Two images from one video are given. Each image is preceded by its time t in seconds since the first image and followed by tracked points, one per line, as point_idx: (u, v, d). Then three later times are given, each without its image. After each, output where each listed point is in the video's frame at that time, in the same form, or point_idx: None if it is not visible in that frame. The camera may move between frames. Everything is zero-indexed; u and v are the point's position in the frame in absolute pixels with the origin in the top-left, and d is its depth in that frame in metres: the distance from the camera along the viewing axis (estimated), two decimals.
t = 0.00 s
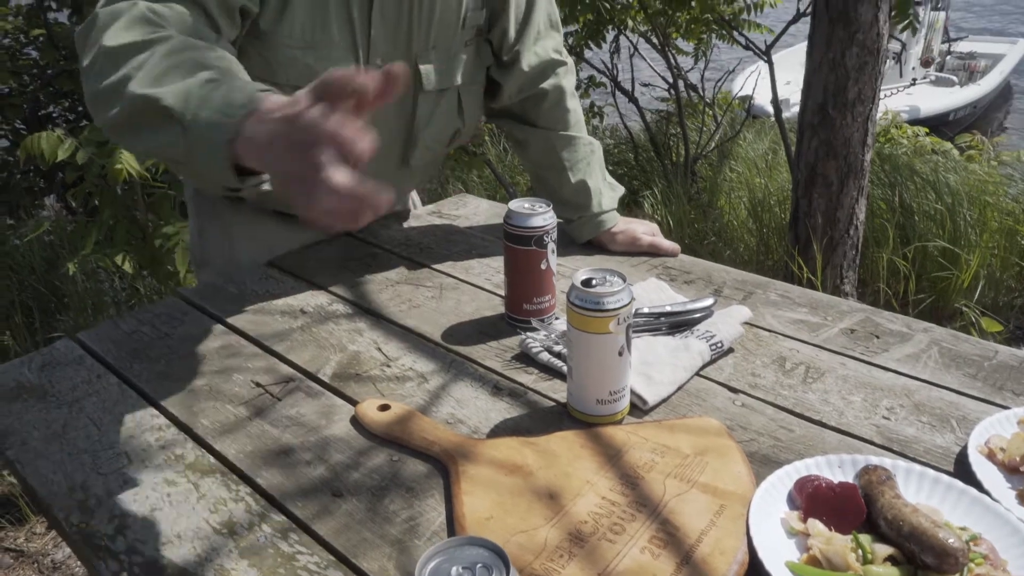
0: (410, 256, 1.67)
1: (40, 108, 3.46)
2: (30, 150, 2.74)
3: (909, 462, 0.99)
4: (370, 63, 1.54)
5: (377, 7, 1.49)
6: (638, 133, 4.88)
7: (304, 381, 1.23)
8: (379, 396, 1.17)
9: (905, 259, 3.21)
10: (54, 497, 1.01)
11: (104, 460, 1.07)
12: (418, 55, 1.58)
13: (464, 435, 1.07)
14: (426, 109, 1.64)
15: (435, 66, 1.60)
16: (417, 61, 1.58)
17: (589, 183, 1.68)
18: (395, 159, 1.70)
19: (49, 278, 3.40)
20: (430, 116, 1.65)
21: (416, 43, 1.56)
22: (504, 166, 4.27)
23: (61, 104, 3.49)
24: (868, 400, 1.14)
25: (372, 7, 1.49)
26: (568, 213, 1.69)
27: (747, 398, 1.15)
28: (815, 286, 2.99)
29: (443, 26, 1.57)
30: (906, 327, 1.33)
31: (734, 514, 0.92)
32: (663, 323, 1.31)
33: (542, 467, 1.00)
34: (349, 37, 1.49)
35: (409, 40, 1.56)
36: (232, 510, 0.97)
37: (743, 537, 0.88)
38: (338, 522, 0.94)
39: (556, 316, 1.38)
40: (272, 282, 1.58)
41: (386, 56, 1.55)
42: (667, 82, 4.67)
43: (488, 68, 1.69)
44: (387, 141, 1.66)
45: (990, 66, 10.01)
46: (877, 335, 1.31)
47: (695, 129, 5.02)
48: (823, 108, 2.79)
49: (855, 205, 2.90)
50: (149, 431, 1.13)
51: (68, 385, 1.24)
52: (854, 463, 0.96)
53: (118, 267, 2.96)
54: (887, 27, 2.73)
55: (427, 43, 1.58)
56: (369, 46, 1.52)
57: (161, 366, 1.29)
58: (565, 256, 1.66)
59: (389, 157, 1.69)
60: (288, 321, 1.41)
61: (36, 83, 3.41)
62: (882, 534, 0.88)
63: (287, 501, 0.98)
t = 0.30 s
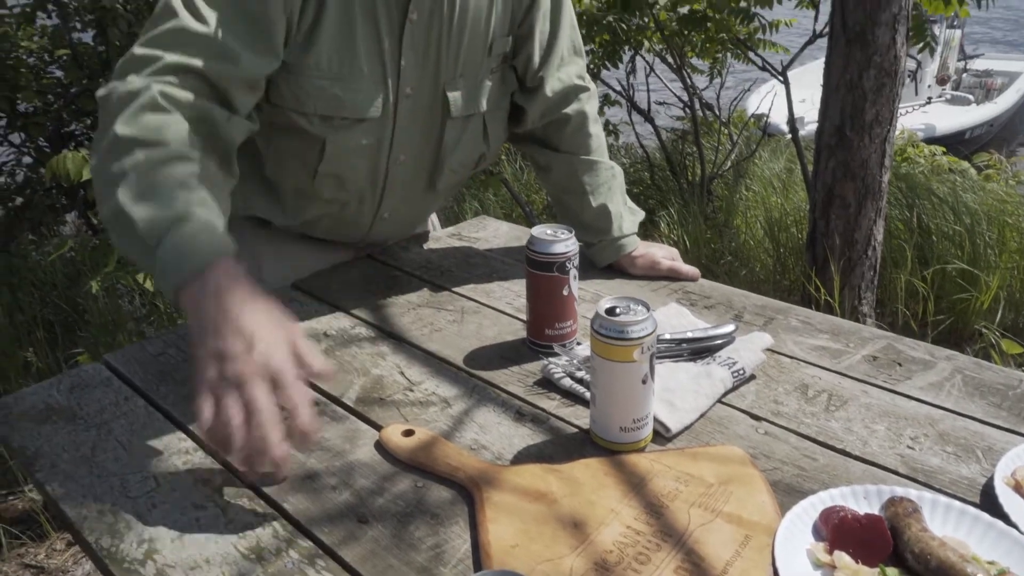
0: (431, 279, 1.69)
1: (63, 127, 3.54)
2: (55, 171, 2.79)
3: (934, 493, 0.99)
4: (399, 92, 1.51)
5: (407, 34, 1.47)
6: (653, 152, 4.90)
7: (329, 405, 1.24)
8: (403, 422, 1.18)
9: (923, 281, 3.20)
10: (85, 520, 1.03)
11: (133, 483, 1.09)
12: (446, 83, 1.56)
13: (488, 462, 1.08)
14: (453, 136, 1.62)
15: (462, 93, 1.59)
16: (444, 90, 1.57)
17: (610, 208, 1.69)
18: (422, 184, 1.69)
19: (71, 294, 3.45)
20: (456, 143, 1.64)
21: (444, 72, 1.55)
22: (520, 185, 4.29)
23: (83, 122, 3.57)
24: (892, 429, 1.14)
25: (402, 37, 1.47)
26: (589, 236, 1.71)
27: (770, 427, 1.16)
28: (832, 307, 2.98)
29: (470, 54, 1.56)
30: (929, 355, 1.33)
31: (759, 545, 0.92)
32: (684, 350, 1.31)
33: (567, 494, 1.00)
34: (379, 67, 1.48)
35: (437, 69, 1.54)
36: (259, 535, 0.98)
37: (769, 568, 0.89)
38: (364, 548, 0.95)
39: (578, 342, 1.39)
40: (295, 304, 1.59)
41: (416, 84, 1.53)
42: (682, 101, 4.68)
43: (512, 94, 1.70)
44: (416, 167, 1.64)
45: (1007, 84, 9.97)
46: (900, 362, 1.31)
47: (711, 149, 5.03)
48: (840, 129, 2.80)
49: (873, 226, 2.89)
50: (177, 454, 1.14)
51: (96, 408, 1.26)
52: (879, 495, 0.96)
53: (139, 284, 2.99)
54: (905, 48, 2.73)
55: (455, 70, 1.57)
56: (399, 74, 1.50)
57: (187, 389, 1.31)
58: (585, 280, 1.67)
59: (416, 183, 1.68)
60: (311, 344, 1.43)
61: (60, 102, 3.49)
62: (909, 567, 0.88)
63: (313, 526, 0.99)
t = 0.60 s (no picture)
0: (450, 296, 1.70)
1: (84, 141, 3.59)
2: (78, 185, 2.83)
3: (956, 516, 0.99)
4: (414, 122, 1.53)
5: (421, 65, 1.49)
6: (668, 166, 4.90)
7: (349, 421, 1.25)
8: (423, 438, 1.19)
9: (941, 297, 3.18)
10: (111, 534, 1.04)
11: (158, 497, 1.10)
12: (460, 111, 1.58)
13: (508, 480, 1.08)
14: (467, 162, 1.64)
15: (476, 120, 1.61)
16: (459, 118, 1.58)
17: (627, 227, 1.70)
18: (437, 209, 1.70)
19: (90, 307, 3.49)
20: (471, 169, 1.65)
21: (457, 101, 1.57)
22: (535, 199, 4.30)
23: (103, 136, 3.62)
24: (913, 450, 1.13)
25: (416, 68, 1.49)
26: (607, 255, 1.72)
27: (790, 446, 1.15)
28: (849, 323, 2.96)
29: (484, 81, 1.58)
30: (949, 375, 1.33)
31: (781, 566, 0.92)
32: (704, 368, 1.31)
33: (587, 513, 1.00)
34: (394, 97, 1.49)
35: (451, 98, 1.56)
36: (281, 552, 1.00)
37: None
38: (385, 564, 0.96)
39: (596, 359, 1.39)
40: (315, 320, 1.61)
41: (430, 112, 1.54)
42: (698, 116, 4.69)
43: (526, 116, 1.73)
44: (432, 192, 1.66)
45: None
46: (920, 383, 1.30)
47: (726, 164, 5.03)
48: (857, 145, 2.80)
49: (890, 243, 2.88)
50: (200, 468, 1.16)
51: (121, 422, 1.28)
52: (900, 517, 0.96)
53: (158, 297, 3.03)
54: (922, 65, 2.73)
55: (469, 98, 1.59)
56: (414, 105, 1.51)
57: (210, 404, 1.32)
58: (603, 297, 1.68)
59: (431, 208, 1.69)
60: (332, 360, 1.44)
61: (81, 116, 3.53)
62: None
63: (335, 543, 1.00)
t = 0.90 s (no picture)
0: (463, 312, 1.71)
1: (100, 151, 3.62)
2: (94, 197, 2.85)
3: (971, 539, 0.98)
4: (419, 143, 1.54)
5: (428, 87, 1.50)
6: (679, 177, 4.91)
7: (364, 438, 1.26)
8: (438, 456, 1.20)
9: (955, 311, 3.16)
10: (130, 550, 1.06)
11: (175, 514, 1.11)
12: (465, 133, 1.59)
13: (523, 499, 1.09)
14: (473, 183, 1.65)
15: (481, 142, 1.62)
16: (464, 140, 1.60)
17: (637, 247, 1.70)
18: (443, 229, 1.72)
19: (103, 316, 3.47)
20: (477, 190, 1.66)
21: (462, 123, 1.58)
22: (547, 210, 4.31)
23: (119, 145, 3.65)
24: (928, 471, 1.13)
25: (422, 90, 1.51)
26: (619, 273, 1.73)
27: (803, 466, 1.16)
28: (861, 336, 2.96)
29: (489, 103, 1.60)
30: (964, 395, 1.32)
31: None
32: (717, 387, 1.31)
33: (602, 533, 1.01)
34: (400, 118, 1.51)
35: (456, 120, 1.57)
36: (298, 570, 1.01)
37: None
38: None
39: (609, 377, 1.40)
40: (330, 335, 1.62)
41: (435, 134, 1.56)
42: (709, 128, 4.70)
43: (532, 138, 1.74)
44: (437, 213, 1.67)
45: None
46: (934, 403, 1.30)
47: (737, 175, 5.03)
48: (869, 158, 2.79)
49: (902, 256, 2.87)
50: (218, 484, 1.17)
51: (138, 438, 1.29)
52: (915, 540, 0.96)
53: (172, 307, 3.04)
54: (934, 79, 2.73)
55: (474, 120, 1.60)
56: (419, 126, 1.53)
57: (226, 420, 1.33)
58: (616, 314, 1.68)
59: (437, 228, 1.70)
60: (347, 376, 1.45)
61: (97, 127, 3.56)
62: None
63: (351, 561, 1.01)
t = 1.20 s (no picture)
0: (477, 337, 1.72)
1: (117, 169, 3.67)
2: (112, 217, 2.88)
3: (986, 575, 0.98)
4: (438, 166, 1.56)
5: (448, 111, 1.53)
6: (690, 197, 4.93)
7: (379, 465, 1.27)
8: (452, 484, 1.21)
9: (968, 334, 3.15)
10: None
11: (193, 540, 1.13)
12: (483, 157, 1.61)
13: (537, 529, 1.10)
14: (492, 206, 1.67)
15: (500, 166, 1.64)
16: (483, 163, 1.62)
17: (650, 273, 1.71)
18: (460, 253, 1.73)
19: (118, 333, 3.44)
20: (495, 215, 1.68)
21: (481, 147, 1.60)
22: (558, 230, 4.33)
23: (135, 164, 3.70)
24: (942, 504, 1.14)
25: (444, 114, 1.53)
26: (632, 300, 1.74)
27: (817, 498, 1.16)
28: (873, 359, 2.95)
29: (508, 129, 1.62)
30: (977, 426, 1.32)
31: None
32: (730, 416, 1.32)
33: (616, 565, 1.02)
34: (421, 140, 1.53)
35: (475, 144, 1.59)
36: None
37: None
38: None
39: (622, 405, 1.41)
40: (345, 360, 1.64)
41: (454, 159, 1.58)
42: (720, 148, 4.72)
43: (549, 165, 1.76)
44: (455, 236, 1.69)
45: None
46: (947, 434, 1.30)
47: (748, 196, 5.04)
48: (881, 182, 2.79)
49: (915, 279, 2.87)
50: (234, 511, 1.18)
51: (156, 462, 1.31)
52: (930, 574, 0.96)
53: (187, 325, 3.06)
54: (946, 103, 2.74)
55: (493, 144, 1.62)
56: (439, 150, 1.55)
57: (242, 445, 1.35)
58: (629, 340, 1.69)
59: (455, 251, 1.72)
60: (362, 402, 1.46)
61: (115, 146, 3.61)
62: None
63: None
